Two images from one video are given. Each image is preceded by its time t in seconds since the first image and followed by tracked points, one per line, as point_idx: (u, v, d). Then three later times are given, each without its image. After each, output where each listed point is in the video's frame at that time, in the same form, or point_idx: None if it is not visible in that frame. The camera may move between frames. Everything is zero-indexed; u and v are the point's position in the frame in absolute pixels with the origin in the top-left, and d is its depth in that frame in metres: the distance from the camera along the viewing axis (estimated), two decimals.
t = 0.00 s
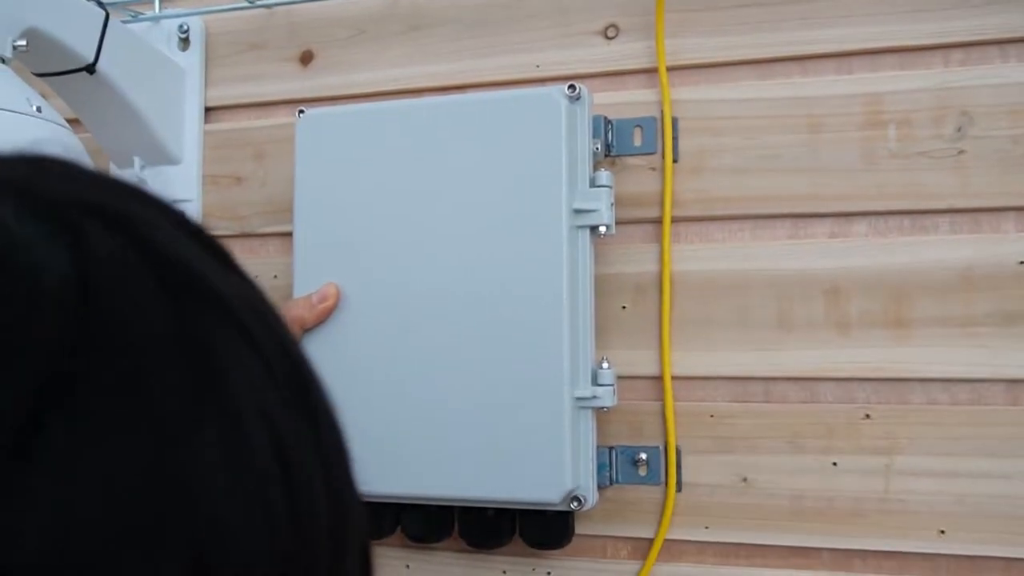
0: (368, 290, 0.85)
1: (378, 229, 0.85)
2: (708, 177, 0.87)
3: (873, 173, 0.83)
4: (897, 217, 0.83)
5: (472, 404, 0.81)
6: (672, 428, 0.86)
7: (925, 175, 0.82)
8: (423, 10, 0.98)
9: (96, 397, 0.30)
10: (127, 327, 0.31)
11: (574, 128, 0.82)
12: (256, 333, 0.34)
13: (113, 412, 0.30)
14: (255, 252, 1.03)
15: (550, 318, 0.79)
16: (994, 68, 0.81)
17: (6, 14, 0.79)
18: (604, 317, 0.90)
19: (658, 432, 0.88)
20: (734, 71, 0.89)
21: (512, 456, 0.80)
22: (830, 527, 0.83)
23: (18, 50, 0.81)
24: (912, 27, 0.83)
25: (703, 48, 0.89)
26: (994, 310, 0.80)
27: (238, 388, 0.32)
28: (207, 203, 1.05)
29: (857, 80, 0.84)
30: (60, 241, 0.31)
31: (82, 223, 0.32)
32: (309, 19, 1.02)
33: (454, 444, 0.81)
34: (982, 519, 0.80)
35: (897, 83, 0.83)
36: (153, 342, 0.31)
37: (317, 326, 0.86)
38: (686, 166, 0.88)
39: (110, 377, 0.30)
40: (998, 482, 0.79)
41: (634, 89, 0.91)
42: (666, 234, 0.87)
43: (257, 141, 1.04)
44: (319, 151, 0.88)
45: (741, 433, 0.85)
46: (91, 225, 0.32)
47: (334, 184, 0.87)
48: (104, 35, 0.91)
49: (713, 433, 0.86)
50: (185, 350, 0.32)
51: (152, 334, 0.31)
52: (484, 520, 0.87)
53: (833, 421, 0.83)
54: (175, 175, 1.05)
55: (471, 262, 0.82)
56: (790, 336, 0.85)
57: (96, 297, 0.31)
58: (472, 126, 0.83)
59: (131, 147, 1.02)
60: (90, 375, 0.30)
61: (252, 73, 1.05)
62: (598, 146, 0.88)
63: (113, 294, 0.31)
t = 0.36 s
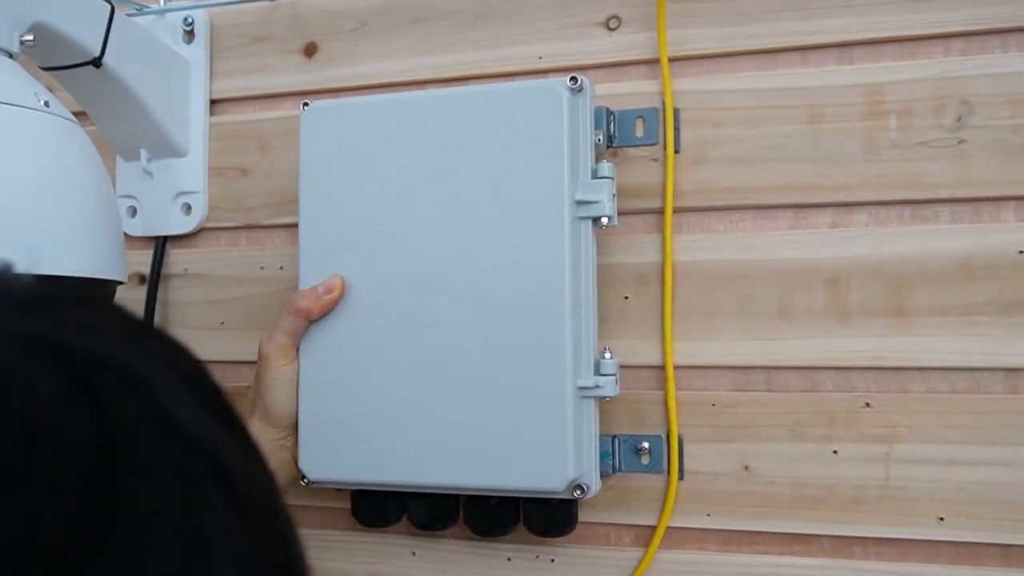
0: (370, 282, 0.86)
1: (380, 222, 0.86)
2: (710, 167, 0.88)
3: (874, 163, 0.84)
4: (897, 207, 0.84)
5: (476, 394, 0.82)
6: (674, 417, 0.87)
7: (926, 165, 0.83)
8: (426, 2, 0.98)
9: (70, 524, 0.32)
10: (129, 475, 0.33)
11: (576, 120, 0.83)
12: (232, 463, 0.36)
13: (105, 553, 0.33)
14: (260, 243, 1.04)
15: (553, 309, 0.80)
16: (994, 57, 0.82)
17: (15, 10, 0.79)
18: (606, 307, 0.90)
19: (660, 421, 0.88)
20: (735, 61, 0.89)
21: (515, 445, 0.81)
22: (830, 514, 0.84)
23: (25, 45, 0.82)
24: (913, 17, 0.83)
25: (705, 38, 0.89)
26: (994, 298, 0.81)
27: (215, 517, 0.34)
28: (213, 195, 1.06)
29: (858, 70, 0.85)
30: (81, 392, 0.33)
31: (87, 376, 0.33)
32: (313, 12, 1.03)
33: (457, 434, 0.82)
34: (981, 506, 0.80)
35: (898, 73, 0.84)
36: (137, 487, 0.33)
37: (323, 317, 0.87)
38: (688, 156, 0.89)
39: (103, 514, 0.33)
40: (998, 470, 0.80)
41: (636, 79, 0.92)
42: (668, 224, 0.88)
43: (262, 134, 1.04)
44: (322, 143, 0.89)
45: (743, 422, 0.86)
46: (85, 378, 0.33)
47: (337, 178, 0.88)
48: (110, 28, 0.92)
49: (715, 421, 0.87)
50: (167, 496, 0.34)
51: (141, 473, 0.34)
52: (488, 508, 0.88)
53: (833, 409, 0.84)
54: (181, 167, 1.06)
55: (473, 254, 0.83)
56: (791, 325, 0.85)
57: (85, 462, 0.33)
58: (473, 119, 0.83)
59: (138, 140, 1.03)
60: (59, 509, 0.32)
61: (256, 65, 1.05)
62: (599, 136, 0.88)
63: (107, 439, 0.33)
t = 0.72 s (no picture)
0: (381, 278, 0.87)
1: (391, 219, 0.87)
2: (718, 163, 0.88)
3: (882, 159, 0.84)
4: (904, 202, 0.84)
5: (486, 389, 0.83)
6: (683, 411, 0.88)
7: (933, 161, 0.83)
8: None
9: None
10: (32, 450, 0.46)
11: (586, 117, 0.83)
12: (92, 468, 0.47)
13: None
14: (271, 239, 1.05)
15: (563, 304, 0.81)
16: (1002, 54, 0.82)
17: (28, 9, 0.80)
18: (615, 302, 0.91)
19: (669, 416, 0.89)
20: (743, 58, 0.89)
21: (525, 439, 0.81)
22: (838, 507, 0.85)
23: (37, 45, 0.83)
24: (920, 14, 0.84)
25: (713, 35, 0.89)
26: (1001, 294, 0.81)
27: (135, 489, 0.49)
28: (224, 191, 1.07)
29: (866, 67, 0.85)
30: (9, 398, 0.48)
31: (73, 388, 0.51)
32: (323, 9, 1.03)
33: (467, 429, 0.83)
34: (988, 499, 0.81)
35: (906, 69, 0.84)
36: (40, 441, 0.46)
37: (335, 313, 0.88)
38: (696, 152, 0.89)
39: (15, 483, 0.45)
40: (1004, 464, 0.81)
41: (645, 76, 0.92)
42: (677, 220, 0.88)
43: (272, 131, 1.05)
44: (333, 141, 0.89)
45: (750, 417, 0.87)
46: None
47: (348, 174, 0.88)
48: (121, 26, 0.92)
49: (723, 415, 0.88)
50: (99, 471, 0.48)
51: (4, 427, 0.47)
52: (499, 501, 0.89)
53: (841, 404, 0.85)
54: (193, 164, 1.07)
55: (483, 249, 0.83)
56: (798, 320, 0.86)
57: None
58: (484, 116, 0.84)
59: (149, 137, 1.04)
60: None
61: (266, 62, 1.06)
62: (609, 133, 0.88)
63: None
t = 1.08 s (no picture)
0: (393, 278, 0.87)
1: (403, 218, 0.87)
2: (730, 162, 0.88)
3: (894, 157, 0.84)
4: (917, 201, 0.84)
5: (499, 388, 0.83)
6: (695, 410, 0.88)
7: (946, 160, 0.83)
8: None
9: None
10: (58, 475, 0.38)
11: (598, 116, 0.83)
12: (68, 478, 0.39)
13: None
14: (282, 238, 1.05)
15: (575, 303, 0.81)
16: (1014, 52, 0.82)
17: (42, 8, 0.80)
18: (627, 301, 0.91)
19: (681, 414, 0.89)
20: (755, 57, 0.89)
21: (538, 439, 0.82)
22: (850, 506, 0.85)
23: (51, 44, 0.83)
24: (933, 12, 0.84)
25: (725, 34, 0.89)
26: (1014, 292, 0.81)
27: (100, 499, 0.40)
28: (235, 190, 1.07)
29: (878, 65, 0.85)
30: None
31: None
32: (334, 8, 1.03)
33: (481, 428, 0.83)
34: (1001, 498, 0.81)
35: (918, 68, 0.84)
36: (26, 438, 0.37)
37: (348, 312, 0.88)
38: (708, 151, 0.89)
39: (35, 510, 0.37)
40: (1018, 462, 0.81)
41: (656, 75, 0.92)
42: (689, 219, 0.88)
43: (283, 130, 1.05)
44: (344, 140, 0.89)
45: (763, 415, 0.87)
46: None
47: (360, 174, 0.89)
48: (133, 25, 0.93)
49: (735, 414, 0.88)
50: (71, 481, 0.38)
51: None
52: (511, 500, 0.89)
53: (854, 402, 0.85)
54: (204, 163, 1.07)
55: (496, 249, 0.83)
56: (811, 319, 0.86)
57: None
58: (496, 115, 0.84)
59: (160, 137, 1.04)
60: None
61: (277, 61, 1.06)
62: (621, 132, 0.88)
63: None
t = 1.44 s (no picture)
0: (395, 278, 0.87)
1: (405, 218, 0.87)
2: (731, 163, 0.89)
3: (894, 158, 0.84)
4: (917, 201, 0.84)
5: (501, 388, 0.83)
6: (695, 410, 0.88)
7: (947, 160, 0.83)
8: None
9: (75, 501, 0.35)
10: (126, 432, 0.38)
11: (599, 116, 0.83)
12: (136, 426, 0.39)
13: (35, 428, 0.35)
14: (283, 239, 1.05)
15: (577, 303, 0.81)
16: (1015, 52, 0.82)
17: (44, 10, 0.80)
18: (628, 301, 0.91)
19: (682, 414, 0.89)
20: (756, 57, 0.89)
21: (540, 438, 0.82)
22: (850, 505, 0.85)
23: (52, 45, 0.83)
24: (934, 12, 0.84)
25: (726, 34, 0.89)
26: (1014, 292, 0.81)
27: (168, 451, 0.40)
28: (236, 191, 1.07)
29: (879, 65, 0.85)
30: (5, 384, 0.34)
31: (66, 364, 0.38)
32: (335, 9, 1.03)
33: (482, 427, 0.84)
34: (1001, 498, 0.81)
35: (919, 68, 0.84)
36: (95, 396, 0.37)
37: (349, 313, 0.88)
38: (709, 151, 0.89)
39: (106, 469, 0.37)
40: (1018, 463, 0.81)
41: (657, 75, 0.92)
42: (690, 219, 0.88)
43: (285, 130, 1.05)
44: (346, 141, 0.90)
45: (763, 415, 0.87)
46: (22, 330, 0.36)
47: (362, 174, 0.89)
48: (135, 26, 0.93)
49: (736, 414, 0.88)
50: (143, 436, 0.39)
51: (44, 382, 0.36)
52: (512, 500, 0.90)
53: (854, 402, 0.85)
54: (205, 164, 1.07)
55: (498, 249, 0.84)
56: (812, 319, 0.86)
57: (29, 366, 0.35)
58: (497, 115, 0.84)
59: (162, 138, 1.05)
60: (68, 487, 0.35)
61: (278, 62, 1.06)
62: (621, 133, 0.89)
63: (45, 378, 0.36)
